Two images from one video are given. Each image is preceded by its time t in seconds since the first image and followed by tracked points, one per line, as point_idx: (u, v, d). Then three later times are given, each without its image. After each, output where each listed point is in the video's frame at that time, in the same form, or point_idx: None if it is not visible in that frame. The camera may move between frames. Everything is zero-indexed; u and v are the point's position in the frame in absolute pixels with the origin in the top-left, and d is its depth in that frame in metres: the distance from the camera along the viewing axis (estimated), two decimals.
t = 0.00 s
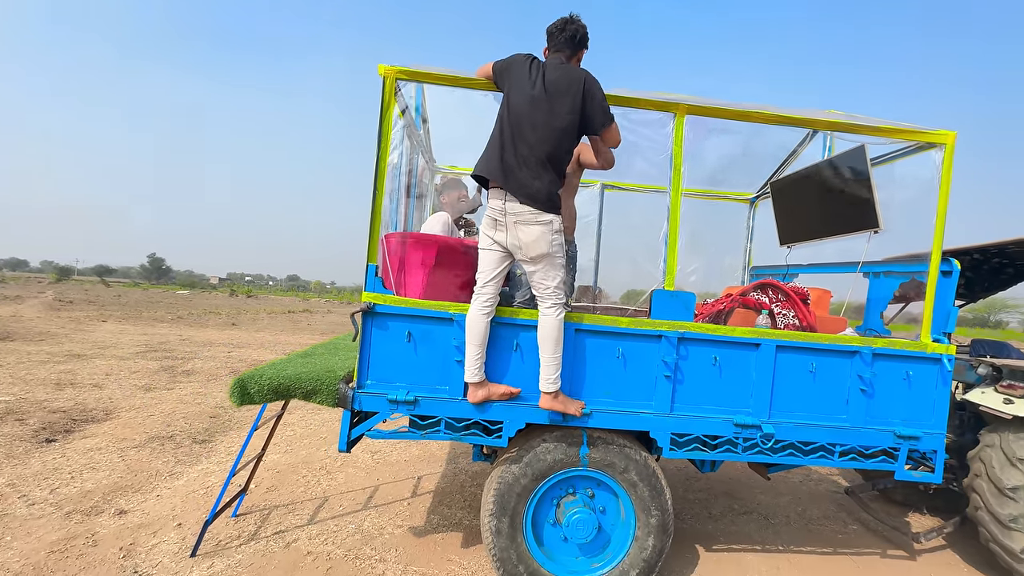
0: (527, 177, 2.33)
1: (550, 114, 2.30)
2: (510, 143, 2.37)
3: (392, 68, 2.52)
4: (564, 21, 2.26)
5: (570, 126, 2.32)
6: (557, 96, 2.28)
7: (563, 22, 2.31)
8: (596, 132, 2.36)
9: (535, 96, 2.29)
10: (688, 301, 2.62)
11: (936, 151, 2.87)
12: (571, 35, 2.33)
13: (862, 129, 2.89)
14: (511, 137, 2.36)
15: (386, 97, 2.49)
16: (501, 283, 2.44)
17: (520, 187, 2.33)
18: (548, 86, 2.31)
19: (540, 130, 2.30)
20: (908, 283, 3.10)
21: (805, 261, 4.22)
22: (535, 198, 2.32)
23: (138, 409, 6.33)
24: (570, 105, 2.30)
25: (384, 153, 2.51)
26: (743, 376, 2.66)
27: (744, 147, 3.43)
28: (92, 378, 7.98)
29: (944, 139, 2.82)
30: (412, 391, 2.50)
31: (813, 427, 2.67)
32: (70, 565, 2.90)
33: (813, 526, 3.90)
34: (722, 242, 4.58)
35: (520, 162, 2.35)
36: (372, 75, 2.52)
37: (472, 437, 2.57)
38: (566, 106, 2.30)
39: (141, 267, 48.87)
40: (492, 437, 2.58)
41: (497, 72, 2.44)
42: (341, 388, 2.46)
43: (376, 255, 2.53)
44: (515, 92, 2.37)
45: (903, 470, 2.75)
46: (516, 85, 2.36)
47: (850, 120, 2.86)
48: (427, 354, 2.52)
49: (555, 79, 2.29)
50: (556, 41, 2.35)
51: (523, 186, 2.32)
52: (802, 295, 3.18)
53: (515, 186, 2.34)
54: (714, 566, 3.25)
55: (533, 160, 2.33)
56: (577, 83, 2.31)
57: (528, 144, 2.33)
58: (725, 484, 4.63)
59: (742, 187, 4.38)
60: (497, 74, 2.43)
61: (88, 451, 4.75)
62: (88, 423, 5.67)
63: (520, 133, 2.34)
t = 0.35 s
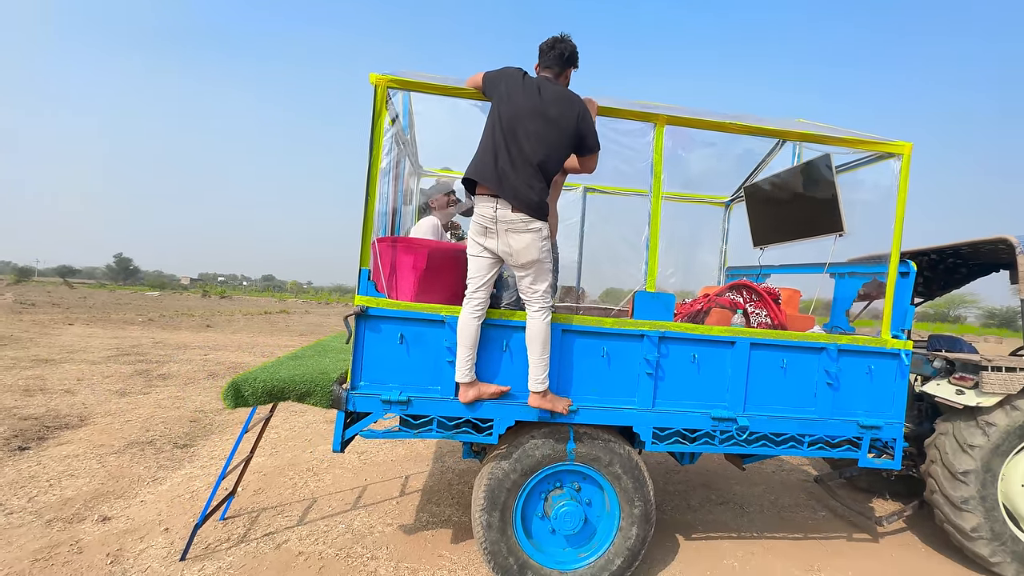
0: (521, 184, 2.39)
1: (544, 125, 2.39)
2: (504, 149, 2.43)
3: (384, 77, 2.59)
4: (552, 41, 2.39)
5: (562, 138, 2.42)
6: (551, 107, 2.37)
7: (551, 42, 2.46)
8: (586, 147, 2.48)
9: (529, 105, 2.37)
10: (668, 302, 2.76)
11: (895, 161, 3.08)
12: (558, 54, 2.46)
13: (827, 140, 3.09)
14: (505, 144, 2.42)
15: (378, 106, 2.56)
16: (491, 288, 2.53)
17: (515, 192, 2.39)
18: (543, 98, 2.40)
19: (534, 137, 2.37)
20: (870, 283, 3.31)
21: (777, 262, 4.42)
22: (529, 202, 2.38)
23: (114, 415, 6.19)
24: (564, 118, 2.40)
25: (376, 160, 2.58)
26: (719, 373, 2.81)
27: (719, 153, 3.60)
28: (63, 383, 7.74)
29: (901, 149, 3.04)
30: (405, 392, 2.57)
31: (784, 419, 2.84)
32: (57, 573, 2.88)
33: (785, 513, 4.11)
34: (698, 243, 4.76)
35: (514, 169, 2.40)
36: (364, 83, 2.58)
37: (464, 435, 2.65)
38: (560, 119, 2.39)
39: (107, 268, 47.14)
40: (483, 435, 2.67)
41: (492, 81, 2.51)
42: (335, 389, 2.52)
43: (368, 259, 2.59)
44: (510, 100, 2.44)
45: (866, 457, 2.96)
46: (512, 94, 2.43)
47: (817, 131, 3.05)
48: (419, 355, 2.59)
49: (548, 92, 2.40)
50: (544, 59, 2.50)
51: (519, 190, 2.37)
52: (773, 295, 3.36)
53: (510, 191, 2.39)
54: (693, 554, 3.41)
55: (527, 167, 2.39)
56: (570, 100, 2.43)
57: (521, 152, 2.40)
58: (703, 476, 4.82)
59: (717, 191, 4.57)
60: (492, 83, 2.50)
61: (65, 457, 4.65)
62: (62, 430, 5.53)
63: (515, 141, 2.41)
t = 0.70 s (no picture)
0: (512, 192, 2.47)
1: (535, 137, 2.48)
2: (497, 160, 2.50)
3: (373, 87, 2.63)
4: (535, 58, 2.53)
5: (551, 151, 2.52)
6: (540, 120, 2.48)
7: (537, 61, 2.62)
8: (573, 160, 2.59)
9: (519, 118, 2.46)
10: (650, 304, 2.88)
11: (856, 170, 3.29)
12: (541, 70, 2.59)
13: (795, 149, 3.28)
14: (496, 155, 2.50)
15: (367, 115, 2.61)
16: (480, 294, 2.59)
17: (506, 201, 2.46)
18: (534, 112, 2.49)
19: (525, 149, 2.45)
20: (836, 284, 3.52)
21: (750, 264, 4.62)
22: (520, 211, 2.47)
23: (85, 428, 5.99)
24: (553, 132, 2.50)
25: (366, 169, 2.62)
26: (699, 371, 2.95)
27: (694, 160, 3.76)
28: (27, 397, 7.44)
29: (862, 158, 3.25)
30: (397, 396, 2.62)
31: (760, 414, 3.00)
32: None
33: (761, 504, 4.30)
34: (675, 247, 4.94)
35: (505, 178, 2.48)
36: (354, 93, 2.62)
37: (456, 437, 2.71)
38: (549, 132, 2.50)
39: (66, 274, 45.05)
40: (475, 436, 2.73)
41: (482, 94, 2.58)
42: (328, 396, 2.55)
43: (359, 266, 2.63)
44: (502, 113, 2.52)
45: (835, 448, 3.14)
46: (503, 107, 2.51)
47: (785, 141, 3.25)
48: (411, 360, 2.64)
49: (537, 106, 2.50)
50: (529, 77, 2.61)
51: (510, 199, 2.45)
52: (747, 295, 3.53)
53: (501, 200, 2.47)
54: (676, 546, 3.54)
55: (518, 177, 2.47)
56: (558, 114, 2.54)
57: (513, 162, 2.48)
58: (683, 471, 4.99)
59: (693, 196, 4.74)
60: (483, 96, 2.57)
61: (35, 473, 4.49)
62: (29, 445, 5.33)
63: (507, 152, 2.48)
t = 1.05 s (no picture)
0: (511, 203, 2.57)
1: (532, 150, 2.58)
2: (496, 173, 2.61)
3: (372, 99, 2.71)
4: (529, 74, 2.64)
5: (547, 162, 2.63)
6: (537, 133, 2.59)
7: (531, 77, 2.75)
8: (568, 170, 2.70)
9: (517, 130, 2.56)
10: (641, 307, 3.03)
11: (826, 178, 3.53)
12: (535, 85, 2.72)
13: (771, 158, 3.49)
14: (495, 168, 2.61)
15: (368, 126, 2.68)
16: (480, 299, 2.68)
17: (506, 210, 2.56)
18: (530, 126, 2.60)
19: (523, 161, 2.56)
20: (810, 285, 3.74)
21: (728, 266, 4.83)
22: (520, 220, 2.57)
23: (58, 444, 5.78)
24: (548, 145, 2.61)
25: (367, 178, 2.69)
26: (687, 370, 3.10)
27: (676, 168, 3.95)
28: None
29: (831, 168, 3.48)
30: (399, 401, 2.67)
31: (745, 409, 3.17)
32: None
33: (744, 496, 4.49)
34: (657, 251, 5.12)
35: (505, 189, 2.58)
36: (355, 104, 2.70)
37: (457, 439, 2.77)
38: (545, 145, 2.61)
39: (23, 285, 42.90)
40: (476, 438, 2.81)
41: (480, 108, 2.68)
42: (331, 401, 2.59)
43: (360, 273, 2.68)
44: (499, 127, 2.62)
45: (813, 439, 3.34)
46: (501, 122, 2.61)
47: (761, 151, 3.46)
48: (413, 365, 2.70)
49: (534, 119, 2.61)
50: (524, 91, 2.74)
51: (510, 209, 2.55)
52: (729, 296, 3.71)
53: (501, 210, 2.57)
54: (667, 539, 3.67)
55: (517, 188, 2.57)
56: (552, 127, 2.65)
57: (512, 174, 2.58)
58: (669, 467, 5.16)
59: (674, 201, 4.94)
60: (480, 109, 2.67)
61: (10, 492, 4.33)
62: None
63: (506, 165, 2.59)
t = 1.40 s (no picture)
0: (508, 214, 2.69)
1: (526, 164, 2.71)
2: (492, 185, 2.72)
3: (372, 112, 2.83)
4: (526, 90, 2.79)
5: (540, 175, 2.76)
6: (530, 147, 2.71)
7: (528, 93, 2.89)
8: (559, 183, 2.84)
9: (513, 145, 2.68)
10: (630, 311, 3.17)
11: (798, 188, 3.76)
12: (530, 101, 2.86)
13: (747, 169, 3.72)
14: (491, 180, 2.72)
15: (366, 139, 2.79)
16: (478, 306, 2.77)
17: (503, 222, 2.67)
18: (525, 140, 2.72)
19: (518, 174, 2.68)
20: (786, 288, 3.96)
21: (708, 272, 5.03)
22: (516, 231, 2.68)
23: (32, 462, 5.59)
24: (541, 159, 2.74)
25: (366, 189, 2.79)
26: (674, 371, 3.25)
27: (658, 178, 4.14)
28: None
29: (802, 178, 3.71)
30: (400, 407, 2.74)
31: (728, 407, 3.34)
32: None
33: (727, 492, 4.68)
34: (639, 257, 5.27)
35: (501, 201, 2.70)
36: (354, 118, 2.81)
37: (456, 443, 2.85)
38: (538, 159, 2.73)
39: None
40: (475, 441, 2.89)
41: (476, 122, 2.78)
42: (333, 409, 2.64)
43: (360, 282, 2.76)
44: (495, 141, 2.73)
45: (792, 434, 3.53)
46: (497, 136, 2.72)
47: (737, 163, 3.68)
48: (413, 371, 2.77)
49: (528, 133, 2.74)
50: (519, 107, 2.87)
51: (507, 220, 2.66)
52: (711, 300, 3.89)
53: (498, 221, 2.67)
54: (656, 535, 3.81)
55: (513, 199, 2.69)
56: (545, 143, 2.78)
57: (508, 187, 2.70)
58: (655, 466, 5.32)
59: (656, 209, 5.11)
60: (476, 124, 2.78)
61: None
62: None
63: (502, 178, 2.71)
